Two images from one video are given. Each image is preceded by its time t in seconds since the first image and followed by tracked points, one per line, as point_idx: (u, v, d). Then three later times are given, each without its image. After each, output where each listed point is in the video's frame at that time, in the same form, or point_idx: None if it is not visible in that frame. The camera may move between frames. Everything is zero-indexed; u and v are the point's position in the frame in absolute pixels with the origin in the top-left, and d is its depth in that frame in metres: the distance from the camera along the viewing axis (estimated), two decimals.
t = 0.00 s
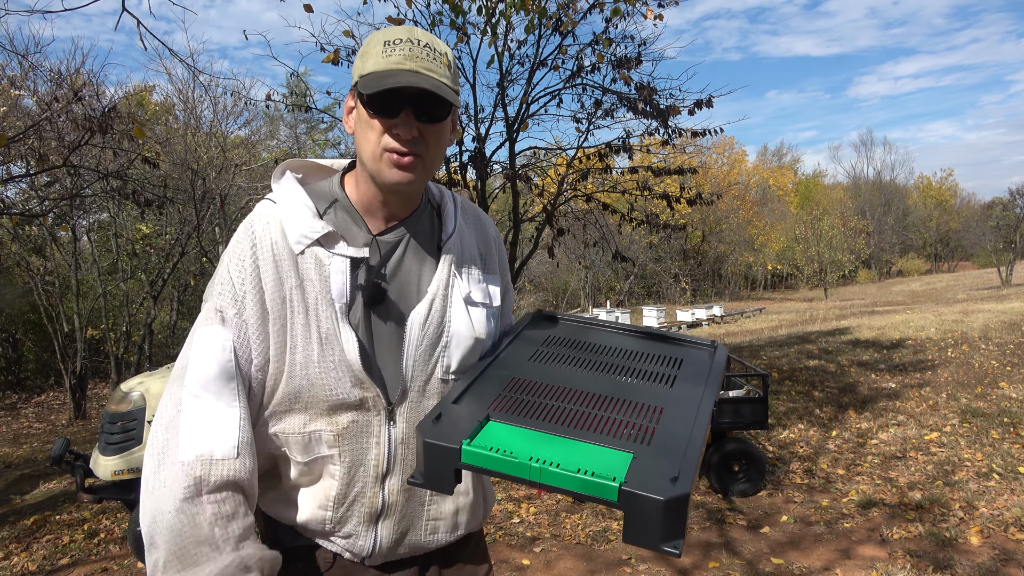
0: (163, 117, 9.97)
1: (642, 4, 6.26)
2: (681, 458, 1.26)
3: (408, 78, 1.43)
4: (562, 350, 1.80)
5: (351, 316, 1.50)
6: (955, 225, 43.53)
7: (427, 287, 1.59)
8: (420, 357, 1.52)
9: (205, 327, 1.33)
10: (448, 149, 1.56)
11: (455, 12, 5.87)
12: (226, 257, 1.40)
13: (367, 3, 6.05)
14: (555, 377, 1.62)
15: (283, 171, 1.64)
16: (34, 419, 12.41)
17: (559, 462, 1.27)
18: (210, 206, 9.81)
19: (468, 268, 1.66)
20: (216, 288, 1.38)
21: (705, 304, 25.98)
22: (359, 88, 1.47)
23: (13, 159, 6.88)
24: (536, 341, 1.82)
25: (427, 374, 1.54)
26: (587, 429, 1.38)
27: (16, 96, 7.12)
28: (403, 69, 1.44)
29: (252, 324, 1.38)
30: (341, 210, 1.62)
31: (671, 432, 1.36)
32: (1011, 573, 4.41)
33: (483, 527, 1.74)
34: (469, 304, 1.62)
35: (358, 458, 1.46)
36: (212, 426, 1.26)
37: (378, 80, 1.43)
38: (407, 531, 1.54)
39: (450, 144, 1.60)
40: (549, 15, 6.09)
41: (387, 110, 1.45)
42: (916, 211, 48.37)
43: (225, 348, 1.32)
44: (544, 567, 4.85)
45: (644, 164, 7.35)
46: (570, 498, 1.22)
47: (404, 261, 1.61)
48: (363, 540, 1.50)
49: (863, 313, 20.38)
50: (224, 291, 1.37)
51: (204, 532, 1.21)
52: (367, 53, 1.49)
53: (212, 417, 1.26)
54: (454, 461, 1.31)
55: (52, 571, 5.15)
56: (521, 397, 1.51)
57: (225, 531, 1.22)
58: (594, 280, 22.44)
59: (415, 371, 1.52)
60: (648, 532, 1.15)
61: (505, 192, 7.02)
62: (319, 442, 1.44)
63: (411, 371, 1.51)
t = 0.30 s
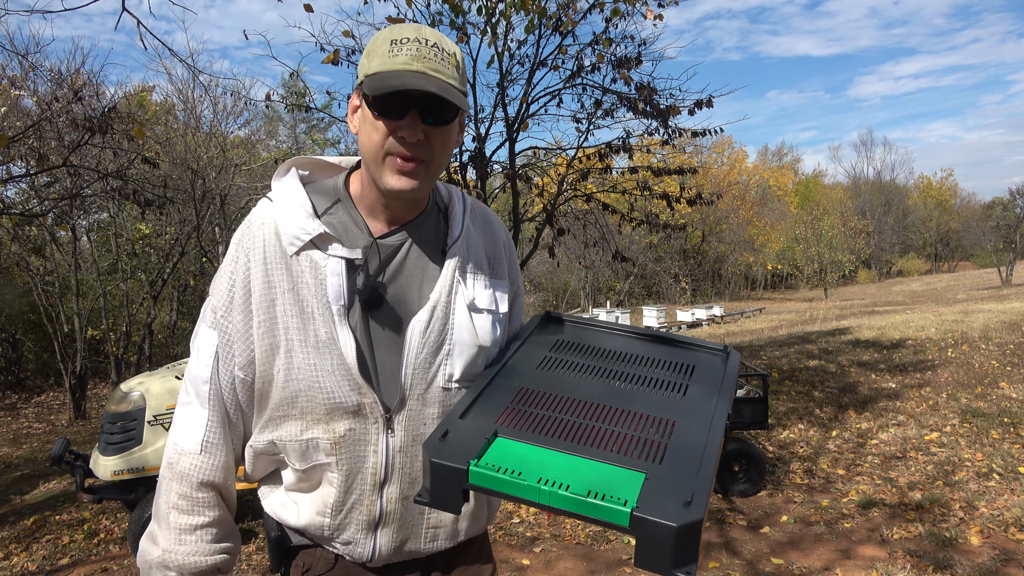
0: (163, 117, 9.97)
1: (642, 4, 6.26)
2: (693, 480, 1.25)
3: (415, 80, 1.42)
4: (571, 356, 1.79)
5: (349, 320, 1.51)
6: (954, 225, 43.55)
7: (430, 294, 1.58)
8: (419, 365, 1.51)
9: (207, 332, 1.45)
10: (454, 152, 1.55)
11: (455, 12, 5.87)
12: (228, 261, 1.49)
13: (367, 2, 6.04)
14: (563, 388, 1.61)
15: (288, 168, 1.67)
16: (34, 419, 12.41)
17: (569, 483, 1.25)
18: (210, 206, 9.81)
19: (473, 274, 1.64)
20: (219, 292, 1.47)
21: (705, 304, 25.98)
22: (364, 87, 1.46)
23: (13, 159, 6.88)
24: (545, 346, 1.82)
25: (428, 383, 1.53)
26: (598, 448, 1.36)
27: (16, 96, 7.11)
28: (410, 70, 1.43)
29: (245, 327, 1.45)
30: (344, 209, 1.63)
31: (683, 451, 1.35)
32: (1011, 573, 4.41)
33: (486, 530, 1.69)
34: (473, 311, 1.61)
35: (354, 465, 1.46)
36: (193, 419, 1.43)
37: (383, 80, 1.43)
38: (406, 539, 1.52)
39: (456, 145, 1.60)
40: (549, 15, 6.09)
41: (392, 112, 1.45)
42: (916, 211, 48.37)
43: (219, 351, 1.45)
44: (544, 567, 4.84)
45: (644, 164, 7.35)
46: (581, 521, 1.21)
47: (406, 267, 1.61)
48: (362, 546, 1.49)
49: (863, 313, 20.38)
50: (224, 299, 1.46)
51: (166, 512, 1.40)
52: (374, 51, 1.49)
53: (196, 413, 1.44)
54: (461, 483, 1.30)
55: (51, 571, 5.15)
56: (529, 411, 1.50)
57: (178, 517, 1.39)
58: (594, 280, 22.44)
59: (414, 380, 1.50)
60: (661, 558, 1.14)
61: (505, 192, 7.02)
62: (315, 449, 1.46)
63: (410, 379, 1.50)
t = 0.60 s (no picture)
0: (163, 117, 9.98)
1: (642, 4, 6.27)
2: (675, 491, 1.23)
3: (408, 81, 1.42)
4: (576, 361, 1.79)
5: (345, 318, 1.53)
6: (955, 225, 43.56)
7: (426, 293, 1.58)
8: (414, 365, 1.51)
9: (210, 329, 1.46)
10: (450, 152, 1.55)
11: (455, 12, 5.89)
12: (229, 260, 1.50)
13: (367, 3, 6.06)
14: (561, 391, 1.61)
15: (291, 165, 1.68)
16: (35, 419, 12.41)
17: (545, 490, 1.25)
18: (210, 206, 9.82)
19: (472, 273, 1.64)
20: (220, 291, 1.48)
21: (705, 304, 25.97)
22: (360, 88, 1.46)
23: (13, 160, 6.88)
24: (551, 349, 1.82)
25: (423, 383, 1.53)
26: (585, 455, 1.36)
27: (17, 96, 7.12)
28: (403, 69, 1.43)
29: (244, 323, 1.46)
30: (343, 208, 1.64)
31: (672, 461, 1.32)
32: (1011, 573, 4.41)
33: (488, 532, 1.70)
34: (470, 310, 1.61)
35: (348, 466, 1.47)
36: (198, 418, 1.42)
37: (376, 78, 1.43)
38: (402, 541, 1.52)
39: (453, 144, 1.60)
40: (549, 15, 6.09)
41: (386, 111, 1.45)
42: (916, 211, 48.38)
43: (222, 351, 1.44)
44: (544, 567, 4.85)
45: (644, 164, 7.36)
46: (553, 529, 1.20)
47: (404, 268, 1.61)
48: (357, 546, 1.50)
49: (863, 313, 20.39)
50: (225, 294, 1.47)
51: (173, 520, 1.33)
52: (368, 50, 1.49)
53: (200, 411, 1.43)
54: (437, 484, 1.31)
55: (51, 571, 5.15)
56: (522, 414, 1.50)
57: (188, 519, 1.33)
58: (594, 280, 22.44)
59: (407, 380, 1.51)
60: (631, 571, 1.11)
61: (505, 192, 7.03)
62: (311, 448, 1.46)
63: (403, 380, 1.50)
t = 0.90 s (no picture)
0: (163, 117, 9.98)
1: (642, 4, 6.27)
2: (670, 482, 1.22)
3: (414, 87, 1.42)
4: (576, 358, 1.79)
5: (343, 318, 1.52)
6: (955, 225, 43.52)
7: (424, 292, 1.58)
8: (411, 365, 1.51)
9: (208, 331, 1.46)
10: (451, 153, 1.56)
11: (454, 12, 5.89)
12: (227, 262, 1.50)
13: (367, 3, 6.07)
14: (560, 389, 1.61)
15: (286, 167, 1.68)
16: (34, 419, 12.41)
17: (538, 481, 1.25)
18: (210, 206, 9.82)
19: (470, 272, 1.64)
20: (218, 293, 1.48)
21: (705, 304, 25.95)
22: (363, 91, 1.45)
23: (13, 159, 6.88)
24: (550, 348, 1.82)
25: (422, 382, 1.53)
26: (581, 448, 1.35)
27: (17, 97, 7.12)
28: (411, 75, 1.43)
29: (242, 325, 1.46)
30: (340, 208, 1.64)
31: (669, 455, 1.32)
32: (1011, 573, 4.41)
33: (489, 533, 1.69)
34: (469, 309, 1.61)
35: (348, 467, 1.46)
36: (199, 420, 1.41)
37: (381, 83, 1.42)
38: (403, 541, 1.51)
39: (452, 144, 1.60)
40: (549, 15, 6.09)
41: (391, 117, 1.44)
42: (916, 211, 48.34)
43: (223, 352, 1.44)
44: (544, 567, 4.84)
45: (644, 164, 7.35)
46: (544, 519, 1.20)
47: (402, 268, 1.61)
48: (358, 548, 1.49)
49: (863, 313, 20.37)
50: (224, 296, 1.47)
51: (178, 525, 1.31)
52: (370, 51, 1.47)
53: (200, 413, 1.42)
54: (431, 476, 1.31)
55: (51, 571, 5.15)
56: (520, 410, 1.50)
57: (195, 522, 1.31)
58: (594, 280, 22.43)
59: (406, 380, 1.50)
60: (621, 561, 1.11)
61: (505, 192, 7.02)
62: (310, 449, 1.45)
63: (402, 380, 1.50)
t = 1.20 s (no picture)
0: (163, 117, 9.98)
1: (642, 4, 6.27)
2: (677, 487, 1.23)
3: (404, 76, 1.42)
4: (574, 360, 1.79)
5: (341, 320, 1.53)
6: (955, 225, 43.50)
7: (423, 293, 1.58)
8: (410, 367, 1.51)
9: (205, 331, 1.46)
10: (447, 149, 1.55)
11: (455, 12, 5.89)
12: (224, 264, 1.50)
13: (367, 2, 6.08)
14: (560, 390, 1.61)
15: (284, 168, 1.69)
16: (34, 419, 12.41)
17: (546, 485, 1.25)
18: (210, 206, 9.81)
19: (469, 273, 1.64)
20: (215, 296, 1.49)
21: (705, 304, 25.93)
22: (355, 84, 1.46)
23: (14, 160, 6.88)
24: (548, 350, 1.82)
25: (420, 385, 1.52)
26: (586, 452, 1.35)
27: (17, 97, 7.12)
28: (403, 64, 1.44)
29: (241, 329, 1.46)
30: (338, 210, 1.65)
31: (675, 458, 1.32)
32: (1011, 573, 4.41)
33: (488, 533, 1.69)
34: (467, 311, 1.61)
35: (346, 468, 1.46)
36: (198, 421, 1.42)
37: (374, 74, 1.43)
38: (401, 543, 1.51)
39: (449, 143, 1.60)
40: (549, 15, 6.10)
41: (383, 108, 1.45)
42: (916, 210, 48.32)
43: (220, 352, 1.45)
44: (544, 567, 4.85)
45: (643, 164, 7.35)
46: (554, 524, 1.20)
47: (402, 268, 1.61)
48: (357, 549, 1.50)
49: (863, 313, 20.37)
50: (222, 299, 1.47)
51: (177, 521, 1.32)
52: (365, 47, 1.48)
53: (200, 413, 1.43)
54: (437, 481, 1.31)
55: (51, 571, 5.15)
56: (521, 412, 1.50)
57: (194, 518, 1.32)
58: (594, 280, 22.44)
59: (405, 382, 1.50)
60: (637, 567, 1.11)
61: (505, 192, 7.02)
62: (308, 452, 1.46)
63: (400, 383, 1.50)
